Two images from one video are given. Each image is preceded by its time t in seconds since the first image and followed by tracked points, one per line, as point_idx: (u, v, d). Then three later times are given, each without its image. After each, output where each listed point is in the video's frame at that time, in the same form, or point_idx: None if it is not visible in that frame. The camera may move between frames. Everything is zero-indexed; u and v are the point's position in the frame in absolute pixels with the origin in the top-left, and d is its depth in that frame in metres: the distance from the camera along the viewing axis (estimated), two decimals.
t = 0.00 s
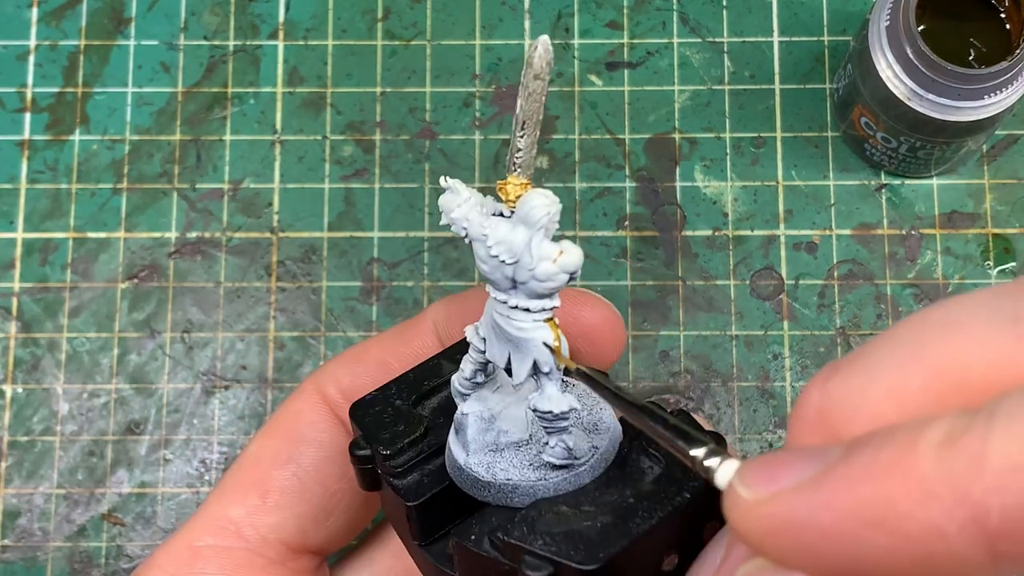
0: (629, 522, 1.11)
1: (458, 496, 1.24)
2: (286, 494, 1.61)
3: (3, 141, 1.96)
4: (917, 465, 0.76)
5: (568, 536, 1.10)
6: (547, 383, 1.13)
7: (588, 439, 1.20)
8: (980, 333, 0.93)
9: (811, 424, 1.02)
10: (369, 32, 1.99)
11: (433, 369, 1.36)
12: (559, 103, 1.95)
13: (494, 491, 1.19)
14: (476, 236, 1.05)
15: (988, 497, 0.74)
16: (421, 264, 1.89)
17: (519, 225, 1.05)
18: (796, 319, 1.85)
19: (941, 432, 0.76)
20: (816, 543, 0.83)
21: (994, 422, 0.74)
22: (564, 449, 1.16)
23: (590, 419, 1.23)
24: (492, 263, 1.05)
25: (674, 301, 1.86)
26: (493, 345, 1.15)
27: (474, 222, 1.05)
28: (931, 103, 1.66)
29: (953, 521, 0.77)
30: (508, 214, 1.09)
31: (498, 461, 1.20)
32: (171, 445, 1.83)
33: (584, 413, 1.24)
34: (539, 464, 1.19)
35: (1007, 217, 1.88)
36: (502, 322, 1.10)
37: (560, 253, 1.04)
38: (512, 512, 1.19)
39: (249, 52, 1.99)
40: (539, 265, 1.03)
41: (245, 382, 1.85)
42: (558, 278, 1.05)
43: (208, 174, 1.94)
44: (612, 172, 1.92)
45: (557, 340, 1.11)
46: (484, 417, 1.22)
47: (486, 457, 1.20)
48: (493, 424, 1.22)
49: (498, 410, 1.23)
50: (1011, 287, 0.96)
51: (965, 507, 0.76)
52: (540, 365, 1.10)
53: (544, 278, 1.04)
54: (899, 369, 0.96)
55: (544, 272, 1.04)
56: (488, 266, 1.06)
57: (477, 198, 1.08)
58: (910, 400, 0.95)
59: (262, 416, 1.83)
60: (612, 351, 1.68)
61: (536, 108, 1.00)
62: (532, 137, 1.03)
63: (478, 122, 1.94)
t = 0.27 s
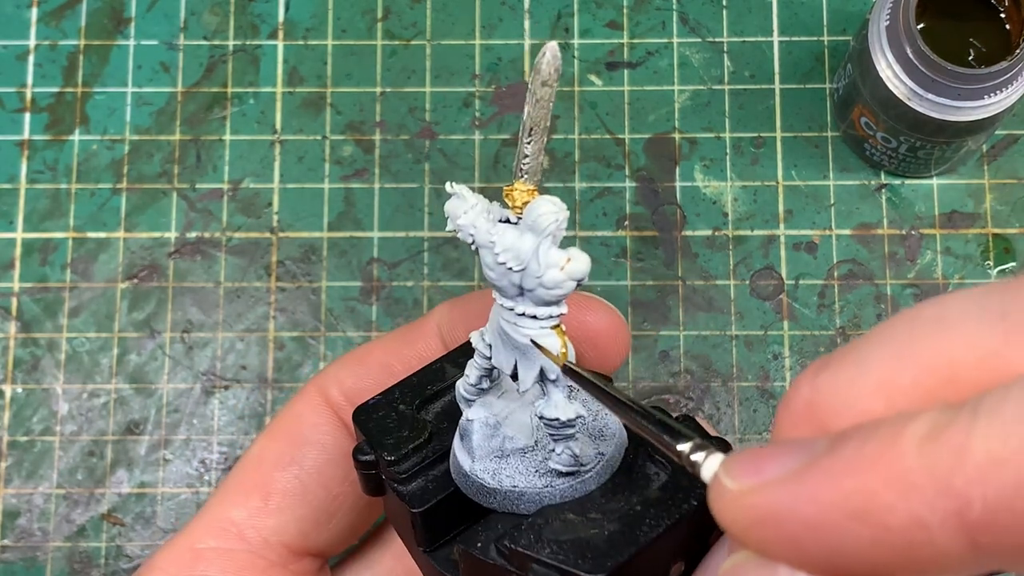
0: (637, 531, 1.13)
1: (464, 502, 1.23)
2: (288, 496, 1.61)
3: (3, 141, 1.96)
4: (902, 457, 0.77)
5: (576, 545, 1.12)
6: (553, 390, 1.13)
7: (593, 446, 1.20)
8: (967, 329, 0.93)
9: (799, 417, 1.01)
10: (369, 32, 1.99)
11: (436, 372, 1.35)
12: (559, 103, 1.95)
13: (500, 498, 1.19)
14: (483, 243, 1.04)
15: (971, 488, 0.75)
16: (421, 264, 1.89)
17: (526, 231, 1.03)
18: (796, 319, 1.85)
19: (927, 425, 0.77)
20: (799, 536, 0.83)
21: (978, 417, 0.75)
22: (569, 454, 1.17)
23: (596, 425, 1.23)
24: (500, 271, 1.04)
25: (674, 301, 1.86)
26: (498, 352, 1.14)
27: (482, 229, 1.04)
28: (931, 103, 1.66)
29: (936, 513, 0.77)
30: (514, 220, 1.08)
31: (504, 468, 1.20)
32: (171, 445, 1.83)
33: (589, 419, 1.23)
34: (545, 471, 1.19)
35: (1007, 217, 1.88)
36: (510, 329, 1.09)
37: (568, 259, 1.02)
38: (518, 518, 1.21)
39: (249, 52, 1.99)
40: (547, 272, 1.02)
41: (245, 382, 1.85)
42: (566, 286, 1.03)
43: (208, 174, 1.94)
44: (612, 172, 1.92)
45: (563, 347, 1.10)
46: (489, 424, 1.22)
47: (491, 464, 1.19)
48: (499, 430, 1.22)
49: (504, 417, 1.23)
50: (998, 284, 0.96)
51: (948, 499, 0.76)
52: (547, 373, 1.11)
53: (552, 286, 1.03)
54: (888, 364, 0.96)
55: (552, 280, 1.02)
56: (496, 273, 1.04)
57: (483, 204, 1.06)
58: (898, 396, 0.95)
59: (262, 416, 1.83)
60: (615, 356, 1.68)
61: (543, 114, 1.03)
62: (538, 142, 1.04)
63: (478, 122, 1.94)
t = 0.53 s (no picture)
0: (637, 531, 1.12)
1: (464, 502, 1.24)
2: (288, 496, 1.61)
3: (3, 141, 1.96)
4: (895, 443, 0.78)
5: (577, 545, 1.12)
6: (554, 391, 1.13)
7: (594, 446, 1.20)
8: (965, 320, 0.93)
9: (797, 404, 1.01)
10: (369, 32, 1.99)
11: (436, 372, 1.35)
12: (559, 103, 1.95)
13: (501, 498, 1.19)
14: (484, 243, 1.04)
15: (964, 473, 0.75)
16: (421, 264, 1.89)
17: (527, 232, 1.03)
18: (796, 319, 1.85)
19: (920, 412, 0.78)
20: (794, 520, 0.84)
21: (970, 406, 0.75)
22: (570, 454, 1.17)
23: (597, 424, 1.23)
24: (501, 271, 1.04)
25: (674, 301, 1.86)
26: (499, 352, 1.14)
27: (483, 229, 1.04)
28: (931, 103, 1.66)
29: (928, 499, 0.77)
30: (516, 220, 1.07)
31: (505, 468, 1.19)
32: (171, 445, 1.83)
33: (590, 419, 1.23)
34: (545, 471, 1.19)
35: (1007, 217, 1.88)
36: (512, 328, 1.09)
37: (568, 260, 1.02)
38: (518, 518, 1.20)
39: (249, 52, 1.99)
40: (547, 273, 1.02)
41: (245, 382, 1.85)
42: (567, 286, 1.03)
43: (208, 174, 1.94)
44: (612, 172, 1.92)
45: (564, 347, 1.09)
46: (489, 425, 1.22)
47: (492, 464, 1.19)
48: (499, 430, 1.22)
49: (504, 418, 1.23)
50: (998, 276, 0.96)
51: (940, 485, 0.76)
52: (547, 373, 1.11)
53: (553, 287, 1.03)
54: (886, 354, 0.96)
55: (553, 281, 1.02)
56: (497, 273, 1.04)
57: (485, 204, 1.06)
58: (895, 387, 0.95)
59: (262, 416, 1.83)
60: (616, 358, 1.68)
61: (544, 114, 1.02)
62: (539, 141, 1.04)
63: (478, 122, 1.94)
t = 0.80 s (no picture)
0: (637, 532, 1.12)
1: (464, 504, 1.24)
2: (289, 497, 1.61)
3: (3, 141, 1.96)
4: (941, 440, 0.78)
5: (576, 546, 1.12)
6: (554, 392, 1.13)
7: (594, 447, 1.20)
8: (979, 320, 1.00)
9: (832, 405, 1.07)
10: (369, 32, 1.99)
11: (436, 373, 1.35)
12: (559, 103, 1.95)
13: (501, 499, 1.19)
14: (483, 244, 1.03)
15: (1012, 470, 0.75)
16: (421, 264, 1.89)
17: (527, 232, 1.02)
18: (796, 319, 1.85)
19: (965, 408, 0.78)
20: (841, 521, 0.84)
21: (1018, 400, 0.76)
22: (569, 456, 1.17)
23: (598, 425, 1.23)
24: (501, 272, 1.04)
25: (674, 301, 1.86)
26: (499, 353, 1.14)
27: (483, 229, 1.03)
28: (931, 103, 1.66)
29: (977, 496, 0.78)
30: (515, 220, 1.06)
31: (504, 469, 1.20)
32: (171, 445, 1.83)
33: (590, 421, 1.24)
34: (545, 472, 1.19)
35: (1007, 217, 1.88)
36: (512, 329, 1.09)
37: (568, 260, 1.02)
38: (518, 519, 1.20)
39: (249, 52, 1.99)
40: (548, 274, 1.01)
41: (245, 382, 1.85)
42: (566, 287, 1.02)
43: (208, 174, 1.94)
44: (612, 172, 1.92)
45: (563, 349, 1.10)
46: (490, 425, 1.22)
47: (491, 465, 1.20)
48: (499, 430, 1.22)
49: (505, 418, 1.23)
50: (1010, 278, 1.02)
51: (988, 481, 0.77)
52: (547, 374, 1.10)
53: (552, 287, 1.02)
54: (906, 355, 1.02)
55: (553, 281, 1.02)
56: (497, 274, 1.04)
57: (485, 204, 1.06)
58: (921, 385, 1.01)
59: (262, 416, 1.83)
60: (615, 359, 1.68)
61: (544, 113, 1.02)
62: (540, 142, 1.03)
63: (478, 122, 1.94)
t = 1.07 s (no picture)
0: (638, 534, 1.13)
1: (465, 505, 1.23)
2: (291, 498, 1.61)
3: (3, 141, 1.95)
4: (921, 464, 0.78)
5: (577, 547, 1.12)
6: (556, 393, 1.12)
7: (595, 449, 1.20)
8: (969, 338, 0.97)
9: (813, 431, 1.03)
10: (369, 32, 1.98)
11: (438, 374, 1.35)
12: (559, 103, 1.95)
13: (502, 500, 1.19)
14: (485, 245, 1.04)
15: (989, 489, 0.76)
16: (421, 264, 1.89)
17: (529, 234, 1.03)
18: (796, 319, 1.85)
19: (943, 432, 0.78)
20: (823, 547, 0.84)
21: (993, 423, 0.76)
22: (571, 457, 1.17)
23: (599, 425, 1.22)
24: (503, 273, 1.04)
25: (674, 301, 1.86)
26: (501, 354, 1.14)
27: (484, 230, 1.03)
28: (931, 103, 1.66)
29: (957, 517, 0.78)
30: (517, 222, 1.06)
31: (506, 470, 1.20)
32: (171, 445, 1.83)
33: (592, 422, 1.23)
34: (547, 474, 1.19)
35: (1007, 217, 1.88)
36: (513, 331, 1.09)
37: (570, 262, 1.02)
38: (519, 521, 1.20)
39: (248, 52, 1.98)
40: (549, 275, 1.01)
41: (245, 382, 1.85)
42: (568, 288, 1.02)
43: (208, 174, 1.94)
44: (612, 172, 1.92)
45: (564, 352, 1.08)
46: (491, 426, 1.21)
47: (492, 466, 1.19)
48: (500, 432, 1.21)
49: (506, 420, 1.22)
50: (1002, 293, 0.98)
51: (969, 502, 0.77)
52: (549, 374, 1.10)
53: (554, 289, 1.02)
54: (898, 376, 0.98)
55: (555, 283, 1.02)
56: (498, 275, 1.04)
57: (486, 206, 1.06)
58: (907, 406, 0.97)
59: (262, 416, 1.83)
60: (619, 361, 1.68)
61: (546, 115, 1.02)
62: (543, 145, 1.02)
63: (478, 122, 1.94)
